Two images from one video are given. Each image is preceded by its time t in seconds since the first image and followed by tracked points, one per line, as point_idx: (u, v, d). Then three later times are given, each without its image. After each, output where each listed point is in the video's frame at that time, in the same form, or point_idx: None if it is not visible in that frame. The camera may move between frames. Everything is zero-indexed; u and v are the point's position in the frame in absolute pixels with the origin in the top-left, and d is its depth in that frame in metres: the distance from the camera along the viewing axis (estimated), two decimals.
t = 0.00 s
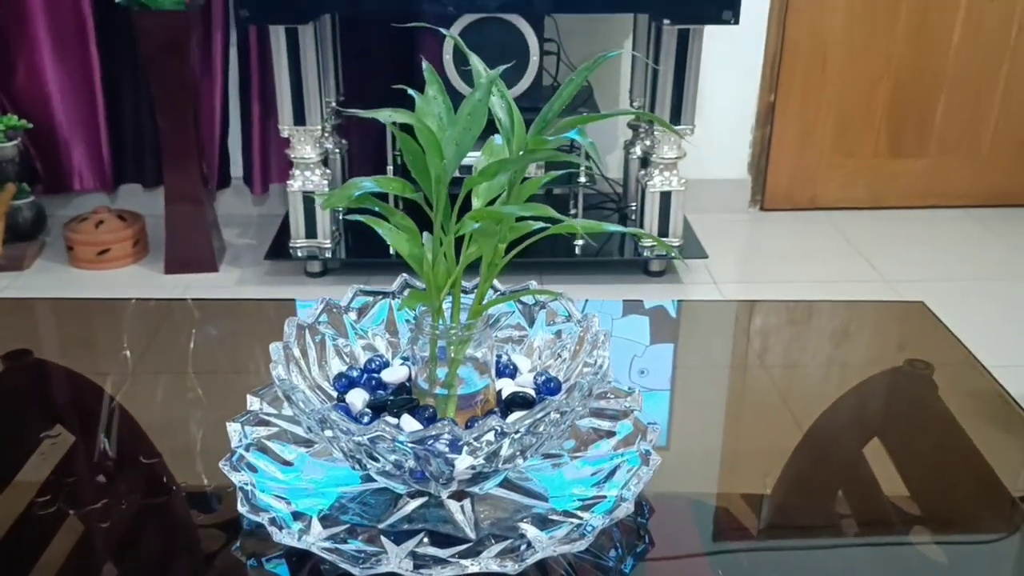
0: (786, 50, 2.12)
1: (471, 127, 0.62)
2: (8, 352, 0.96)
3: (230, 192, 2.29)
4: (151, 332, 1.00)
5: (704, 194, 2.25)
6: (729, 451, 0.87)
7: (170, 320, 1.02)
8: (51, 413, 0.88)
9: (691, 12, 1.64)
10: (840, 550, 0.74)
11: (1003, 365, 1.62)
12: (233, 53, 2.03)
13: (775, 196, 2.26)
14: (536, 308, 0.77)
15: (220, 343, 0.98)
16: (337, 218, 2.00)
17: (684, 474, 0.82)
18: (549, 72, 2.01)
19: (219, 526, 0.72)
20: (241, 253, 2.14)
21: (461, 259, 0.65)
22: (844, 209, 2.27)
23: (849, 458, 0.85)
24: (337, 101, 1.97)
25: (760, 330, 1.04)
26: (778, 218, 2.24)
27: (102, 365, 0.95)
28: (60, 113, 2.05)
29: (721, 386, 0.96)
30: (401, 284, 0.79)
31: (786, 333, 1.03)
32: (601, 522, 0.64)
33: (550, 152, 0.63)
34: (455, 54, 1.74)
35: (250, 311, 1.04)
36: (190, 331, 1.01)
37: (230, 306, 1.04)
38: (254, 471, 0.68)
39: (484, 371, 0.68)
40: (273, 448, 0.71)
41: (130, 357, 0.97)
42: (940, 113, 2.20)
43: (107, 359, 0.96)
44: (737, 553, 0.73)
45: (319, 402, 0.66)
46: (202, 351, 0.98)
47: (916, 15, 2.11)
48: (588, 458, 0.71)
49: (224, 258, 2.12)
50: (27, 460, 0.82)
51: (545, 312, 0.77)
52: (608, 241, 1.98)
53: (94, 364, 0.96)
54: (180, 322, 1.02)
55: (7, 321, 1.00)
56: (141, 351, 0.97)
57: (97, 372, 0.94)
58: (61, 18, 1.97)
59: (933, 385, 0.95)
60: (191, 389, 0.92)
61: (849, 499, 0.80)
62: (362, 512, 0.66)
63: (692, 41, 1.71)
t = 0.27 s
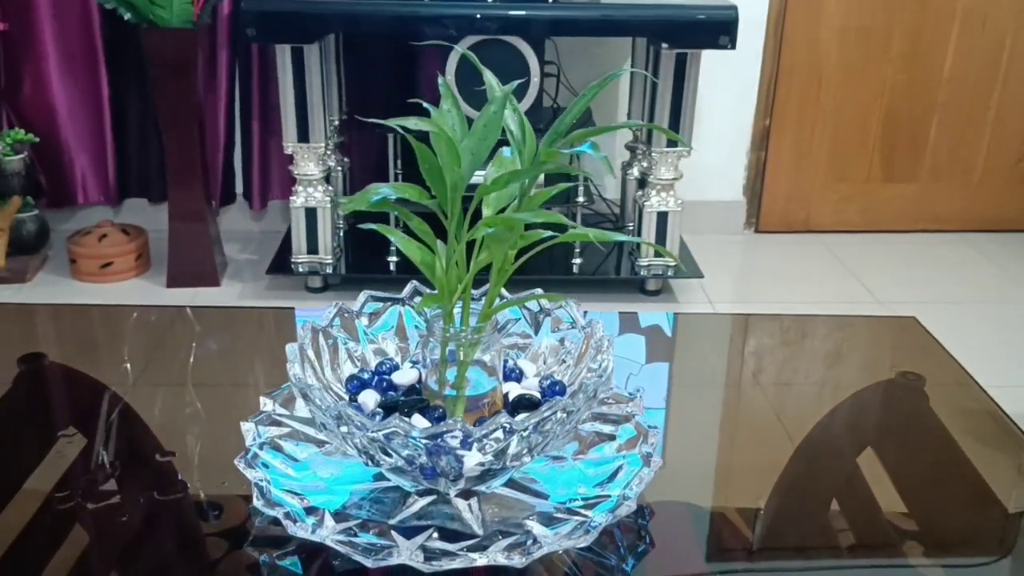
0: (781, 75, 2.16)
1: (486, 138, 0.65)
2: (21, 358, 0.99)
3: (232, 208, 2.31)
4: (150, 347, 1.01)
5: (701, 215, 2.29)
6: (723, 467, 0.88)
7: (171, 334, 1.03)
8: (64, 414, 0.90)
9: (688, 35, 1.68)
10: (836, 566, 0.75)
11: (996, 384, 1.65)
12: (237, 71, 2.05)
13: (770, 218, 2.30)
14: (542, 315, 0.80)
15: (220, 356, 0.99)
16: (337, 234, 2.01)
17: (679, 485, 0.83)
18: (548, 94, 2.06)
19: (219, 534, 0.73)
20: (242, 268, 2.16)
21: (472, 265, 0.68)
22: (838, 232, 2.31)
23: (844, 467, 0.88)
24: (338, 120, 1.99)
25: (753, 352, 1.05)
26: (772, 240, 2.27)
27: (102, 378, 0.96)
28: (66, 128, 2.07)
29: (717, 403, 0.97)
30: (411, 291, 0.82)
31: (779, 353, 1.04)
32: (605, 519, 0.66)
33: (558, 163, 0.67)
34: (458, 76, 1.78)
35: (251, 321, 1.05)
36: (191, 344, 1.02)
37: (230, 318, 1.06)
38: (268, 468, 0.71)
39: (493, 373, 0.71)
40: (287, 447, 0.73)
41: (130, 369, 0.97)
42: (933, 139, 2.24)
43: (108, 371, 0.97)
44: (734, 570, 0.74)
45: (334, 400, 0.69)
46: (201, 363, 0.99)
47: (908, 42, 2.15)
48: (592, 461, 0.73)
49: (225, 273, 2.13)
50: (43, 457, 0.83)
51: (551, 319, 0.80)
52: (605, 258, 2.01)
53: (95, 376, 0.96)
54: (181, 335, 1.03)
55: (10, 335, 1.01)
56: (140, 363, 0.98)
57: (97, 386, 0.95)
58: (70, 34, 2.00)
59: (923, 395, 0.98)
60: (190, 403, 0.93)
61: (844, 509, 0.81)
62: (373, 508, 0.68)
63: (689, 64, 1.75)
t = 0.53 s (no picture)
0: (778, 102, 2.20)
1: (496, 154, 0.67)
2: (39, 366, 1.00)
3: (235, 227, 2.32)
4: (152, 366, 1.01)
5: (699, 239, 2.32)
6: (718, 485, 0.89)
7: (173, 353, 1.04)
8: (82, 423, 0.91)
9: (689, 62, 1.72)
10: None
11: (991, 407, 1.67)
12: (242, 93, 2.05)
13: (768, 242, 2.33)
14: (548, 328, 0.83)
15: (221, 375, 1.00)
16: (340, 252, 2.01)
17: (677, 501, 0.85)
18: (550, 118, 2.09)
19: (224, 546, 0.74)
20: (246, 285, 2.16)
21: (481, 278, 0.71)
22: (834, 257, 2.34)
23: (841, 484, 0.90)
24: (342, 141, 2.01)
25: (750, 373, 1.07)
26: (769, 264, 2.31)
27: (103, 395, 0.97)
28: (74, 146, 2.08)
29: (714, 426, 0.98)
30: (421, 304, 0.84)
31: (776, 376, 1.06)
32: (609, 525, 0.69)
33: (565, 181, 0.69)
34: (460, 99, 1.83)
35: (251, 339, 1.06)
36: (192, 364, 1.03)
37: (231, 336, 1.07)
38: (282, 473, 0.73)
39: (501, 383, 0.73)
40: (300, 453, 0.75)
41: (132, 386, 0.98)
42: (927, 166, 2.28)
43: (111, 388, 0.98)
44: None
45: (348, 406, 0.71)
46: (202, 382, 1.00)
47: (903, 72, 2.19)
48: (596, 470, 0.76)
49: (229, 289, 2.13)
50: (62, 461, 0.84)
51: (557, 332, 0.82)
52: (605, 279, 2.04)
53: (96, 392, 0.97)
54: (182, 356, 1.04)
55: (11, 351, 1.01)
56: (142, 380, 0.99)
57: (97, 404, 0.95)
58: (78, 53, 2.02)
59: (917, 410, 1.01)
60: (189, 418, 0.93)
61: (841, 522, 0.84)
62: (384, 513, 0.70)
63: (689, 90, 1.78)
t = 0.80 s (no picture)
0: (774, 127, 2.23)
1: (502, 175, 0.71)
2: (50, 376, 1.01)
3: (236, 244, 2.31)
4: (153, 380, 1.02)
5: (696, 261, 2.34)
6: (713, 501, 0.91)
7: (174, 367, 1.05)
8: (91, 433, 0.93)
9: (687, 87, 1.76)
10: None
11: (983, 430, 1.70)
12: (246, 113, 2.08)
13: (763, 265, 2.36)
14: (550, 344, 0.85)
15: (222, 392, 1.02)
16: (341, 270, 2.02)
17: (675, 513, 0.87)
18: (550, 140, 2.13)
19: (224, 559, 0.76)
20: (246, 304, 2.15)
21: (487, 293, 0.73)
22: (828, 280, 2.38)
23: (834, 501, 0.92)
24: (346, 161, 2.03)
25: (746, 396, 1.08)
26: (764, 286, 2.34)
27: (104, 411, 0.98)
28: (80, 163, 2.09)
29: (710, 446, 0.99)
30: (428, 319, 0.87)
31: (770, 399, 1.08)
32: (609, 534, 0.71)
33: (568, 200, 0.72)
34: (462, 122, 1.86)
35: (251, 353, 1.07)
36: (192, 380, 1.03)
37: (231, 350, 1.08)
38: (292, 482, 0.76)
39: (505, 397, 0.75)
40: (311, 463, 0.78)
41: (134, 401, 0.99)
42: (920, 192, 2.32)
43: (112, 404, 0.99)
44: None
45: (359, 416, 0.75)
46: (202, 398, 1.01)
47: (896, 99, 2.23)
48: (597, 481, 0.78)
49: (230, 307, 2.11)
50: (64, 481, 0.85)
51: (559, 348, 0.85)
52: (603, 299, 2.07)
53: (99, 407, 0.98)
54: (184, 371, 1.04)
55: (13, 364, 1.02)
56: (143, 396, 1.00)
57: (98, 420, 0.96)
58: (86, 70, 2.03)
59: (909, 429, 1.03)
60: (189, 434, 0.94)
61: (835, 538, 0.87)
62: (391, 521, 0.72)
63: (687, 114, 1.82)
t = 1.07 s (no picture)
0: (768, 152, 2.26)
1: (508, 192, 0.74)
2: (59, 389, 1.02)
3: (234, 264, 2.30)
4: (152, 398, 1.02)
5: (691, 283, 2.36)
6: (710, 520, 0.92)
7: (172, 384, 1.05)
8: (98, 444, 0.96)
9: (683, 113, 1.79)
10: None
11: (977, 451, 1.72)
12: (247, 134, 2.10)
13: (758, 288, 2.38)
14: (551, 358, 0.87)
15: (220, 408, 1.02)
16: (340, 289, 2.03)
17: (673, 527, 0.89)
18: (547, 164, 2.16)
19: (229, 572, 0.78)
20: (245, 323, 2.15)
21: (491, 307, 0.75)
22: (822, 303, 2.40)
23: (829, 517, 0.94)
24: (346, 182, 2.04)
25: (740, 420, 1.07)
26: (759, 309, 2.36)
27: (102, 431, 0.98)
28: (82, 183, 2.09)
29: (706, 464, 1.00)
30: (431, 333, 0.89)
31: (764, 424, 1.06)
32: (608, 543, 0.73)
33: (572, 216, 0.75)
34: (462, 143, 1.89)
35: (249, 370, 1.08)
36: (190, 398, 1.03)
37: (229, 367, 1.08)
38: (297, 490, 0.77)
39: (506, 408, 0.77)
40: (315, 472, 0.80)
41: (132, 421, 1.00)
42: (912, 217, 2.35)
43: (110, 424, 0.99)
44: None
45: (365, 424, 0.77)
46: (200, 416, 1.01)
47: (888, 125, 2.27)
48: (596, 492, 0.80)
49: (227, 326, 2.11)
50: (60, 504, 0.87)
51: (560, 362, 0.87)
52: (599, 321, 2.08)
53: (98, 427, 0.99)
54: (182, 388, 1.04)
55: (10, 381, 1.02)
56: (142, 414, 1.00)
57: (94, 439, 0.97)
58: (89, 90, 2.03)
59: (900, 443, 1.05)
60: (187, 454, 0.95)
61: (828, 554, 0.88)
62: (395, 530, 0.73)
63: (682, 138, 1.85)
